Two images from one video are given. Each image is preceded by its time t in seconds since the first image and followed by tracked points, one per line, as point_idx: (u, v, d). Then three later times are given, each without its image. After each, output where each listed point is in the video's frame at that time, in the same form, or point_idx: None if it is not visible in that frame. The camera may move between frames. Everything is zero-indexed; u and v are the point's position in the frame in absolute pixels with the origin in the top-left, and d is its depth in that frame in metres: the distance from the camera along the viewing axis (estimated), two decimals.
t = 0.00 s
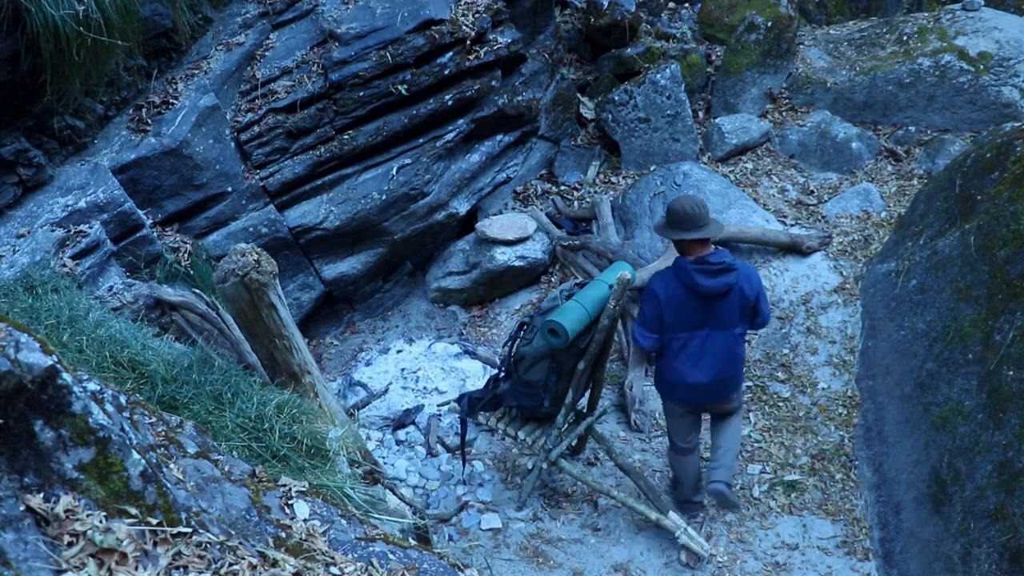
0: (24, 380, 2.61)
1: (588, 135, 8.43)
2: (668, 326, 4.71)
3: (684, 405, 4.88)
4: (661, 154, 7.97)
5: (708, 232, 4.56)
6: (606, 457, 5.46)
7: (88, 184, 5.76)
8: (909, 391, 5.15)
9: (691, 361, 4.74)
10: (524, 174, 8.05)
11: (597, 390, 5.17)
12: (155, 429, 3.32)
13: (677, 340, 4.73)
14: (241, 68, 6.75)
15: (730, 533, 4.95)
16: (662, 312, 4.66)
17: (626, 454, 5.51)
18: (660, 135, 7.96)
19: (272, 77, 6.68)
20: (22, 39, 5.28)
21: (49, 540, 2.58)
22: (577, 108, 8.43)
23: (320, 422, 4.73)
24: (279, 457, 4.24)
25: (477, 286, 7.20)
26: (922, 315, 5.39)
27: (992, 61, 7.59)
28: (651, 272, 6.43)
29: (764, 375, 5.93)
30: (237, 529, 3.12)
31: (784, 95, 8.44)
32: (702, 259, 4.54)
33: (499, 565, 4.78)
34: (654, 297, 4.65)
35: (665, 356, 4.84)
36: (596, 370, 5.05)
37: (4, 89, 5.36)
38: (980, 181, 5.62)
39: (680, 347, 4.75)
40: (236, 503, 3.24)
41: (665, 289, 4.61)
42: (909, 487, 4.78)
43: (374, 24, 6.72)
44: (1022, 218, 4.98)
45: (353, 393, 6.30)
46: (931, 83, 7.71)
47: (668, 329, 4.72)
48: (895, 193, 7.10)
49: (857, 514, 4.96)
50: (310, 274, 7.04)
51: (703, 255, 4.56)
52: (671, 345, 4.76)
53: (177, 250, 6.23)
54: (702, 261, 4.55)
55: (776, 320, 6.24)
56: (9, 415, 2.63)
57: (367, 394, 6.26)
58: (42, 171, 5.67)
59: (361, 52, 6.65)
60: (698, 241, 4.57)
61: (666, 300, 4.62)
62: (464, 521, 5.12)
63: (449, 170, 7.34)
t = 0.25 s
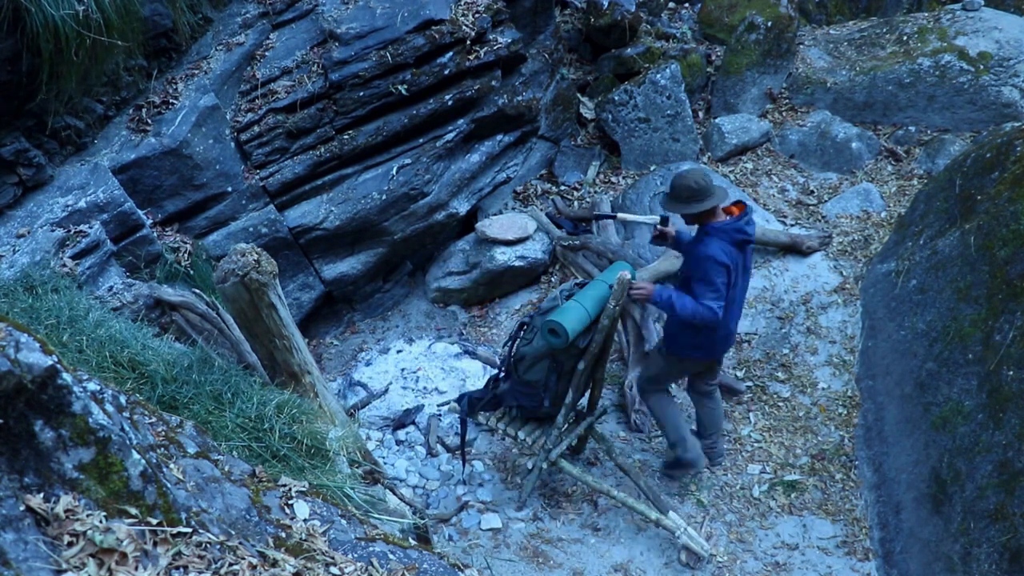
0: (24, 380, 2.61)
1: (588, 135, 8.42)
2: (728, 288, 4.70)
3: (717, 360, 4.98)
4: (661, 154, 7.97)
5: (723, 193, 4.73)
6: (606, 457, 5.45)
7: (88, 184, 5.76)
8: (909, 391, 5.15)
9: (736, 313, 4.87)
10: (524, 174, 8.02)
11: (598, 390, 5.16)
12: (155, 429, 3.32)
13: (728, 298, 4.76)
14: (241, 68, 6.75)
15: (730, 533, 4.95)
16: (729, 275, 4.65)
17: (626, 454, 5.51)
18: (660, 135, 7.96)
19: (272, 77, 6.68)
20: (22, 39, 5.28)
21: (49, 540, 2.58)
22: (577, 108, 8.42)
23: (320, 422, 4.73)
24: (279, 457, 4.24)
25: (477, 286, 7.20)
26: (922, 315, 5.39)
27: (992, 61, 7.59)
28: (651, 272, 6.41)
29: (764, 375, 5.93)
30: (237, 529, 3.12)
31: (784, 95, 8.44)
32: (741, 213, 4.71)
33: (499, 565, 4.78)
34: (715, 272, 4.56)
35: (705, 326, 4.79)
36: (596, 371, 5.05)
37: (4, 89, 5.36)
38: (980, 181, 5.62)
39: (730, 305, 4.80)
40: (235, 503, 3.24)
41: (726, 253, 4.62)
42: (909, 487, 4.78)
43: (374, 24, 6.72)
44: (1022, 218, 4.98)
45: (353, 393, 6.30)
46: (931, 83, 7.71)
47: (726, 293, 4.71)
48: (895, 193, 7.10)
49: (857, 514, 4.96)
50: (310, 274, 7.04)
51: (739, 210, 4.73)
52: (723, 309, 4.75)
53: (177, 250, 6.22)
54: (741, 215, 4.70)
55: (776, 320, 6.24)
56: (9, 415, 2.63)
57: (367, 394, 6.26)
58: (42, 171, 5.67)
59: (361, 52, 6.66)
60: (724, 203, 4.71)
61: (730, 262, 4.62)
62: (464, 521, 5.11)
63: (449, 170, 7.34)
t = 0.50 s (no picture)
0: (24, 380, 2.61)
1: (588, 135, 8.41)
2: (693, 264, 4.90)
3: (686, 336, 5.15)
4: (661, 154, 7.96)
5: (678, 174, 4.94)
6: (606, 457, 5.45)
7: (88, 184, 5.76)
8: (909, 391, 5.15)
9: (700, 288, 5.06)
10: (524, 174, 8.00)
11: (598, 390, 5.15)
12: (155, 430, 3.32)
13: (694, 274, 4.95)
14: (241, 67, 6.75)
15: (730, 533, 4.95)
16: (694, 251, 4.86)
17: (626, 454, 5.51)
18: (660, 135, 7.96)
19: (272, 77, 6.68)
20: (22, 39, 5.28)
21: (49, 540, 2.58)
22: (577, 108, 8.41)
23: (320, 422, 4.73)
24: (279, 457, 4.24)
25: (477, 286, 7.20)
26: (922, 315, 5.39)
27: (992, 61, 7.59)
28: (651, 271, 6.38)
29: (764, 375, 5.94)
30: (237, 530, 3.12)
31: (784, 95, 8.44)
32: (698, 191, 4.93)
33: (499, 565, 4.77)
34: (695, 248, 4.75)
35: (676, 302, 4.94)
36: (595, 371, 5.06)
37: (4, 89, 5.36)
38: (980, 181, 5.62)
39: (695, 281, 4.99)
40: (236, 503, 3.24)
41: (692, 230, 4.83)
42: (909, 487, 4.78)
43: (374, 24, 6.73)
44: (1021, 218, 4.98)
45: (353, 393, 6.30)
46: (931, 83, 7.71)
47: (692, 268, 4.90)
48: (896, 193, 7.10)
49: (857, 514, 4.96)
50: (310, 274, 7.04)
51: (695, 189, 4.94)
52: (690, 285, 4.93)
53: (177, 250, 6.22)
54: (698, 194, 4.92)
55: (776, 320, 6.24)
56: (9, 415, 2.64)
57: (367, 394, 6.26)
58: (42, 171, 5.67)
59: (361, 52, 6.66)
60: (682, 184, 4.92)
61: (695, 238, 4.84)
62: (464, 521, 5.11)
63: (449, 170, 7.33)
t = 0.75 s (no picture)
0: (24, 380, 2.61)
1: (588, 135, 8.41)
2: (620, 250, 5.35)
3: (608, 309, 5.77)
4: (661, 154, 7.96)
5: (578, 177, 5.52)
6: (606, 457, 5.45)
7: (88, 184, 5.76)
8: (909, 391, 5.15)
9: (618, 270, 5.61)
10: (524, 174, 7.97)
11: (598, 392, 5.18)
12: (155, 430, 3.32)
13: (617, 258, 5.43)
14: (240, 68, 6.75)
15: (729, 533, 4.95)
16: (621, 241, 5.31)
17: (626, 454, 5.51)
18: (660, 135, 7.96)
19: (272, 77, 6.68)
20: (22, 39, 5.27)
21: (49, 540, 2.58)
22: (577, 108, 8.40)
23: (320, 422, 4.73)
24: (279, 457, 4.25)
25: (477, 286, 7.20)
26: (922, 315, 5.39)
27: (992, 61, 7.59)
28: (651, 271, 6.34)
29: (764, 375, 5.94)
30: (237, 529, 3.12)
31: (784, 95, 8.44)
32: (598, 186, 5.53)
33: (498, 565, 4.77)
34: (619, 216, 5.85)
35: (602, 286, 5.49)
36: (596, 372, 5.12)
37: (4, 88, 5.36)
38: (980, 181, 5.62)
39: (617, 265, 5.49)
40: (236, 503, 3.24)
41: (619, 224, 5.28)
42: (909, 486, 4.78)
43: (375, 24, 6.73)
44: (1022, 218, 4.98)
45: (353, 393, 6.30)
46: (931, 83, 7.71)
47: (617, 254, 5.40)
48: (895, 193, 7.10)
49: (857, 514, 4.96)
50: (310, 274, 7.04)
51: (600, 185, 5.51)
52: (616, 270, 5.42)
53: (177, 250, 6.23)
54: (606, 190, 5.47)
55: (776, 320, 6.24)
56: (9, 415, 2.64)
57: (367, 394, 6.26)
58: (42, 171, 5.67)
59: (361, 52, 6.66)
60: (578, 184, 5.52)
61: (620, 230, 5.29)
62: (464, 521, 5.11)
63: (449, 170, 7.33)
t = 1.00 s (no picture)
0: (24, 380, 2.61)
1: (588, 135, 8.41)
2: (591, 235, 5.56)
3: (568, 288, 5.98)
4: (662, 154, 7.97)
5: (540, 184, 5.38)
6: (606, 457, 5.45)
7: (88, 184, 5.76)
8: (909, 391, 5.15)
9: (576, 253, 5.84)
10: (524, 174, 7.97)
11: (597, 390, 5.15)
12: (155, 430, 3.32)
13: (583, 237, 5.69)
14: (241, 68, 6.75)
15: (730, 533, 4.95)
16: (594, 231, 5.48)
17: (626, 454, 5.51)
18: (660, 135, 7.96)
19: (272, 77, 6.69)
20: (23, 40, 5.27)
21: (49, 540, 2.58)
22: (577, 108, 8.40)
23: (320, 422, 4.73)
24: (279, 457, 4.25)
25: (477, 286, 7.21)
26: (922, 315, 5.39)
27: (992, 61, 7.59)
28: (651, 271, 6.35)
29: (764, 375, 5.94)
30: (238, 529, 3.12)
31: (784, 95, 8.44)
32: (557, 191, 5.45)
33: (498, 565, 4.77)
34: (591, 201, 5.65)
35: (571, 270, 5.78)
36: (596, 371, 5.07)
37: (4, 88, 5.36)
38: (980, 181, 5.63)
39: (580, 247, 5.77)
40: (235, 503, 3.24)
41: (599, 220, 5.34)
42: (909, 486, 4.78)
43: (375, 24, 6.73)
44: (1022, 218, 4.98)
45: (353, 393, 6.30)
46: (931, 83, 7.70)
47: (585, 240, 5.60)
48: (895, 193, 7.10)
49: (857, 514, 4.96)
50: (310, 274, 7.04)
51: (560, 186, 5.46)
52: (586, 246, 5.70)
53: (177, 250, 6.23)
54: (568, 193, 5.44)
55: (776, 320, 6.25)
56: (9, 415, 2.64)
57: (367, 394, 6.26)
58: (42, 171, 5.67)
59: (361, 52, 6.66)
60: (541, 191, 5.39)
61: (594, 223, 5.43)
62: (464, 521, 5.11)
63: (449, 170, 7.33)
